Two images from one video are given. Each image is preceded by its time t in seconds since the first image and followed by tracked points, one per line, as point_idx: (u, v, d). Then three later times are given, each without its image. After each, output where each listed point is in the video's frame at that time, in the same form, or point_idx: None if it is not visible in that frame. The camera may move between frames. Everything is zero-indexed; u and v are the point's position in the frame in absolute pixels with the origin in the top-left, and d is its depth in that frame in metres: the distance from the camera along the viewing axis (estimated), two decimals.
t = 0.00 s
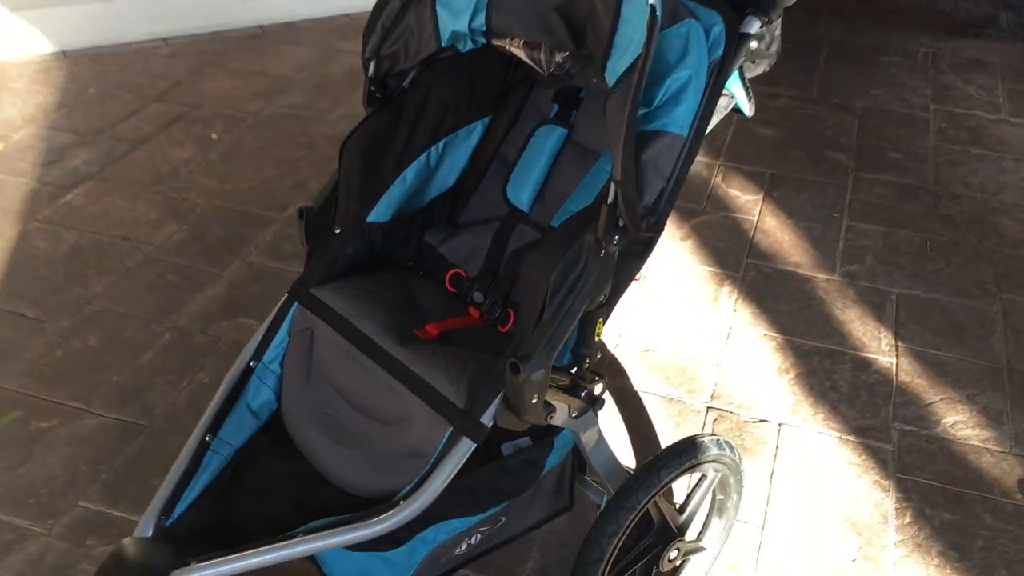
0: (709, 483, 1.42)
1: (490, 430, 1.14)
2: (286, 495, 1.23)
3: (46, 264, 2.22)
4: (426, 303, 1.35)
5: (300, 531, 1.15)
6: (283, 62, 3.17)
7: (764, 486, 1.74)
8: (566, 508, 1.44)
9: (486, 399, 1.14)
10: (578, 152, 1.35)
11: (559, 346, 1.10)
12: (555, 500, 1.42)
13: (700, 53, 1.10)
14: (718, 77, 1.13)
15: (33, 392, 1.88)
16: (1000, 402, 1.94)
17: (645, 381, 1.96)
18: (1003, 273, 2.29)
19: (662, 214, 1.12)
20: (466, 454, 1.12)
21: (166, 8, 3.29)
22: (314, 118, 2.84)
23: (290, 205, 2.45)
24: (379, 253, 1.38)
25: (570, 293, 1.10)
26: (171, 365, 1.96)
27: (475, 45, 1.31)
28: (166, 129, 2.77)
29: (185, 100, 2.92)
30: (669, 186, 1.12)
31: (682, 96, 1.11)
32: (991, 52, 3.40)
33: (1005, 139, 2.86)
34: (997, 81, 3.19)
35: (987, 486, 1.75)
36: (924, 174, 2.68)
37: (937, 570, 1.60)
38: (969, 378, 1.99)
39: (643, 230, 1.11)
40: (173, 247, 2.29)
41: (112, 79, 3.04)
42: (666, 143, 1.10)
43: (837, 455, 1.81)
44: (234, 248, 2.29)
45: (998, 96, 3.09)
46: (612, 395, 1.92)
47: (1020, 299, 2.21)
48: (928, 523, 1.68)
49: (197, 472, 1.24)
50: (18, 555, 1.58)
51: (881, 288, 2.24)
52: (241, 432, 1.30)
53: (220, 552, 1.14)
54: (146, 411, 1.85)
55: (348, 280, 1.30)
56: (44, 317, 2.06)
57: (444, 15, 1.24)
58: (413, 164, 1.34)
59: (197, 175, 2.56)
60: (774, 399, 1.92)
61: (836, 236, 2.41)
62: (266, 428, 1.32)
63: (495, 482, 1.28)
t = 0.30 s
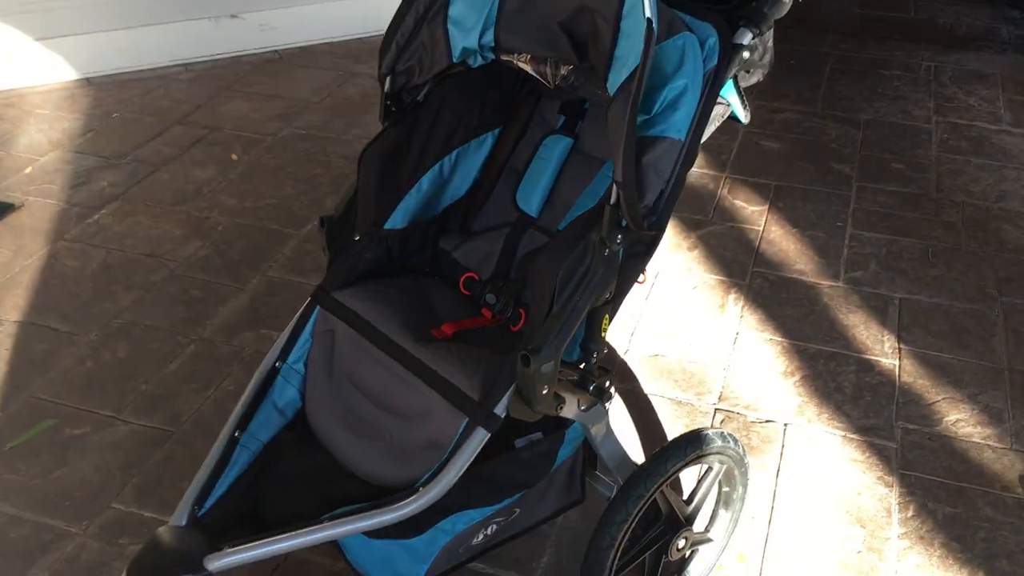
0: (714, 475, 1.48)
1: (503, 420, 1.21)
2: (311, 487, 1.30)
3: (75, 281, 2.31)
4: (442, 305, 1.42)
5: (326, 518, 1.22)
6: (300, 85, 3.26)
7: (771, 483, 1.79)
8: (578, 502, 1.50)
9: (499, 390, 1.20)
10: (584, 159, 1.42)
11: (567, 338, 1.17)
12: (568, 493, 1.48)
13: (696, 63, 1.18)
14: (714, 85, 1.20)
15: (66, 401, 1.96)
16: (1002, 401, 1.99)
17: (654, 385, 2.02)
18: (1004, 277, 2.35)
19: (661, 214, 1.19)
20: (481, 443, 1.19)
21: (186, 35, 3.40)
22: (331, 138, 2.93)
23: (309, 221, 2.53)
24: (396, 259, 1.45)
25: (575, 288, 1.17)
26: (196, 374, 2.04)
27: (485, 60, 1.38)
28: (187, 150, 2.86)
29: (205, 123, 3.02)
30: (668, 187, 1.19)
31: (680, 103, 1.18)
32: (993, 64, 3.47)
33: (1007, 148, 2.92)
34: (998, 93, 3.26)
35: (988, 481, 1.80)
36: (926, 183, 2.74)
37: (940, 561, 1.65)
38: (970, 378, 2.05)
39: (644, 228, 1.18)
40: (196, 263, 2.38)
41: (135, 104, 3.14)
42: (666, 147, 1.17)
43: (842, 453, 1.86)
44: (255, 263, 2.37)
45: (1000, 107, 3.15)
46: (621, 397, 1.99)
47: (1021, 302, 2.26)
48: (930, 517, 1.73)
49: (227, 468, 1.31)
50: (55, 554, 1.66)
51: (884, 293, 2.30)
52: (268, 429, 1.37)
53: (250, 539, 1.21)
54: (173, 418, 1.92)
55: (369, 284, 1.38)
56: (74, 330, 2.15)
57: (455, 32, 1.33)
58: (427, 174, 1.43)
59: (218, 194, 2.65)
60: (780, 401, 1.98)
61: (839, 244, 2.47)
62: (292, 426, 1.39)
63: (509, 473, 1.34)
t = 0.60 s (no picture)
0: (719, 461, 1.54)
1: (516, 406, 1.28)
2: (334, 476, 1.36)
3: (95, 296, 2.38)
4: (454, 303, 1.49)
5: (350, 503, 1.28)
6: (308, 104, 3.35)
7: (775, 473, 1.85)
8: (589, 491, 1.56)
9: (512, 379, 1.27)
10: (587, 161, 1.49)
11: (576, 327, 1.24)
12: (579, 483, 1.54)
13: (691, 66, 1.25)
14: (708, 86, 1.28)
15: (90, 410, 2.03)
16: (997, 391, 2.05)
17: (658, 382, 2.09)
18: (999, 274, 2.41)
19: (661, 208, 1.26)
20: (496, 429, 1.25)
21: (195, 59, 3.49)
22: (339, 155, 3.01)
23: (320, 235, 2.61)
24: (409, 261, 1.52)
25: (582, 279, 1.24)
26: (215, 382, 2.10)
27: (490, 69, 1.46)
28: (200, 170, 2.94)
29: (216, 143, 3.10)
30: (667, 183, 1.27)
31: (676, 102, 1.25)
32: (984, 70, 3.54)
33: (999, 150, 2.99)
34: (991, 97, 3.33)
35: (985, 467, 1.86)
36: (921, 185, 2.81)
37: (940, 544, 1.70)
38: (966, 370, 2.11)
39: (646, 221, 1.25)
40: (212, 276, 2.45)
41: (147, 126, 3.22)
42: (665, 144, 1.24)
43: (843, 443, 1.92)
44: (269, 276, 2.45)
45: (992, 111, 3.22)
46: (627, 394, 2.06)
47: (1015, 297, 2.33)
48: (930, 503, 1.78)
49: (254, 459, 1.38)
50: (85, 555, 1.72)
51: (881, 291, 2.36)
52: (292, 423, 1.44)
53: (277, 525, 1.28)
54: (194, 424, 1.99)
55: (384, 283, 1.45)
56: (96, 343, 2.22)
57: (462, 42, 1.40)
58: (438, 178, 1.50)
59: (232, 211, 2.72)
60: (782, 395, 2.04)
61: (836, 245, 2.54)
62: (314, 421, 1.46)
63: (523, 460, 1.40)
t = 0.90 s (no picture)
0: (722, 453, 1.59)
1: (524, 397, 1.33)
2: (350, 468, 1.42)
3: (114, 307, 2.45)
4: (464, 301, 1.54)
5: (367, 493, 1.33)
6: (317, 121, 3.42)
7: (778, 468, 1.90)
8: (596, 485, 1.61)
9: (521, 371, 1.33)
10: (591, 163, 1.55)
11: (580, 320, 1.29)
12: (586, 475, 1.59)
13: (689, 70, 1.31)
14: (706, 88, 1.34)
15: (111, 416, 2.09)
16: (996, 388, 2.09)
17: (664, 383, 2.14)
18: (997, 276, 2.46)
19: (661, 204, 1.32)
20: (505, 419, 1.31)
21: (207, 79, 3.57)
22: (349, 169, 3.08)
23: (331, 246, 2.67)
24: (420, 263, 1.58)
25: (586, 275, 1.30)
26: (231, 388, 2.16)
27: (497, 77, 1.52)
28: (213, 186, 3.01)
29: (229, 160, 3.17)
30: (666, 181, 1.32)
31: (675, 104, 1.31)
32: (981, 80, 3.60)
33: (996, 156, 3.04)
34: (988, 105, 3.39)
35: (984, 460, 1.90)
36: (919, 191, 2.86)
37: (940, 535, 1.75)
38: (964, 368, 2.15)
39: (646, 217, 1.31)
40: (227, 287, 2.51)
41: (161, 144, 3.30)
42: (665, 144, 1.30)
43: (844, 439, 1.96)
44: (282, 286, 2.51)
45: (989, 119, 3.28)
46: (632, 394, 2.11)
47: (1012, 298, 2.37)
48: (930, 495, 1.83)
49: (273, 452, 1.43)
50: (108, 554, 1.77)
51: (881, 294, 2.41)
52: (309, 418, 1.49)
53: (296, 514, 1.33)
54: (211, 428, 2.05)
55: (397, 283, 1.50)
56: (115, 352, 2.28)
57: (470, 52, 1.47)
58: (448, 181, 1.56)
59: (245, 224, 2.79)
60: (784, 394, 2.09)
61: (836, 250, 2.59)
62: (330, 416, 1.52)
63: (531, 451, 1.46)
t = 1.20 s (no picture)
0: (722, 451, 1.63)
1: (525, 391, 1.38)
2: (359, 460, 1.47)
3: (136, 312, 2.52)
4: (471, 302, 1.60)
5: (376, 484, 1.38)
6: (336, 133, 3.49)
7: (781, 469, 1.94)
8: (599, 482, 1.65)
9: (522, 366, 1.38)
10: (594, 169, 1.61)
11: (580, 318, 1.34)
12: (590, 472, 1.63)
13: (686, 78, 1.36)
14: (703, 94, 1.38)
15: (132, 416, 2.15)
16: (999, 393, 2.12)
17: (670, 387, 2.18)
18: (1003, 284, 2.49)
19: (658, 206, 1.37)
20: (507, 413, 1.35)
21: (230, 92, 3.65)
22: (366, 179, 3.15)
23: (347, 254, 2.73)
24: (429, 264, 1.64)
25: (586, 274, 1.35)
26: (249, 390, 2.22)
27: (503, 85, 1.58)
28: (234, 195, 3.09)
29: (250, 170, 3.25)
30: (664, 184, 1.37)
31: (673, 111, 1.36)
32: (993, 92, 3.63)
33: (1006, 167, 3.06)
34: (999, 117, 3.41)
35: (985, 464, 1.93)
36: (928, 202, 2.89)
37: (939, 535, 1.77)
38: (968, 373, 2.18)
39: (644, 218, 1.36)
40: (246, 293, 2.58)
41: (184, 155, 3.38)
42: (663, 149, 1.35)
43: (847, 442, 2.00)
44: (299, 292, 2.57)
45: (999, 131, 3.31)
46: (639, 397, 2.15)
47: (1018, 305, 2.40)
48: (930, 497, 1.85)
49: (285, 445, 1.48)
50: (128, 546, 1.83)
51: (887, 301, 2.44)
52: (320, 413, 1.54)
53: (306, 503, 1.38)
54: (228, 427, 2.11)
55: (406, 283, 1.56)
56: (137, 354, 2.34)
57: (477, 61, 1.53)
58: (455, 186, 1.61)
59: (264, 232, 2.86)
60: (788, 398, 2.13)
61: (844, 258, 2.63)
62: (341, 411, 1.57)
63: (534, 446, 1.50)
